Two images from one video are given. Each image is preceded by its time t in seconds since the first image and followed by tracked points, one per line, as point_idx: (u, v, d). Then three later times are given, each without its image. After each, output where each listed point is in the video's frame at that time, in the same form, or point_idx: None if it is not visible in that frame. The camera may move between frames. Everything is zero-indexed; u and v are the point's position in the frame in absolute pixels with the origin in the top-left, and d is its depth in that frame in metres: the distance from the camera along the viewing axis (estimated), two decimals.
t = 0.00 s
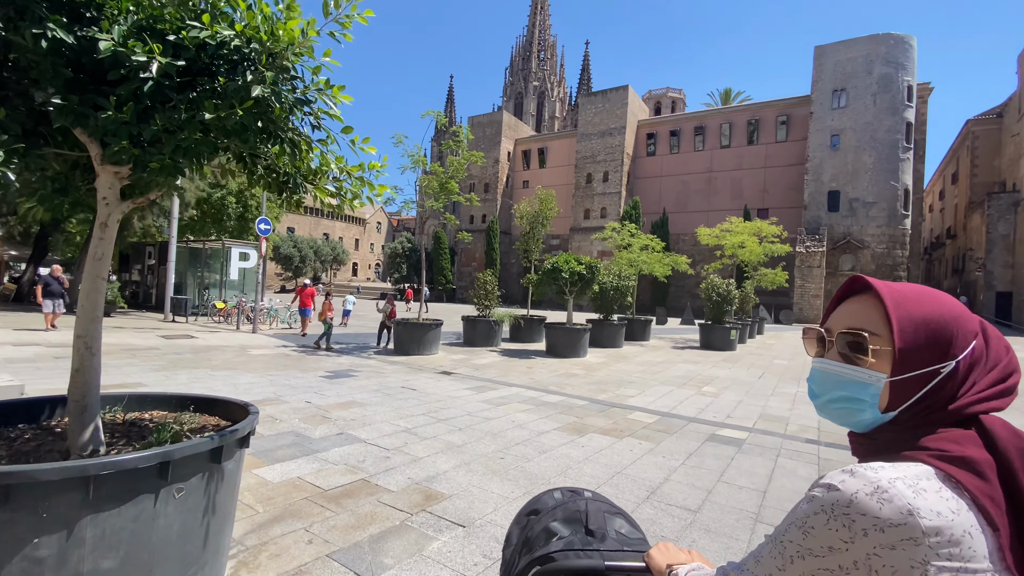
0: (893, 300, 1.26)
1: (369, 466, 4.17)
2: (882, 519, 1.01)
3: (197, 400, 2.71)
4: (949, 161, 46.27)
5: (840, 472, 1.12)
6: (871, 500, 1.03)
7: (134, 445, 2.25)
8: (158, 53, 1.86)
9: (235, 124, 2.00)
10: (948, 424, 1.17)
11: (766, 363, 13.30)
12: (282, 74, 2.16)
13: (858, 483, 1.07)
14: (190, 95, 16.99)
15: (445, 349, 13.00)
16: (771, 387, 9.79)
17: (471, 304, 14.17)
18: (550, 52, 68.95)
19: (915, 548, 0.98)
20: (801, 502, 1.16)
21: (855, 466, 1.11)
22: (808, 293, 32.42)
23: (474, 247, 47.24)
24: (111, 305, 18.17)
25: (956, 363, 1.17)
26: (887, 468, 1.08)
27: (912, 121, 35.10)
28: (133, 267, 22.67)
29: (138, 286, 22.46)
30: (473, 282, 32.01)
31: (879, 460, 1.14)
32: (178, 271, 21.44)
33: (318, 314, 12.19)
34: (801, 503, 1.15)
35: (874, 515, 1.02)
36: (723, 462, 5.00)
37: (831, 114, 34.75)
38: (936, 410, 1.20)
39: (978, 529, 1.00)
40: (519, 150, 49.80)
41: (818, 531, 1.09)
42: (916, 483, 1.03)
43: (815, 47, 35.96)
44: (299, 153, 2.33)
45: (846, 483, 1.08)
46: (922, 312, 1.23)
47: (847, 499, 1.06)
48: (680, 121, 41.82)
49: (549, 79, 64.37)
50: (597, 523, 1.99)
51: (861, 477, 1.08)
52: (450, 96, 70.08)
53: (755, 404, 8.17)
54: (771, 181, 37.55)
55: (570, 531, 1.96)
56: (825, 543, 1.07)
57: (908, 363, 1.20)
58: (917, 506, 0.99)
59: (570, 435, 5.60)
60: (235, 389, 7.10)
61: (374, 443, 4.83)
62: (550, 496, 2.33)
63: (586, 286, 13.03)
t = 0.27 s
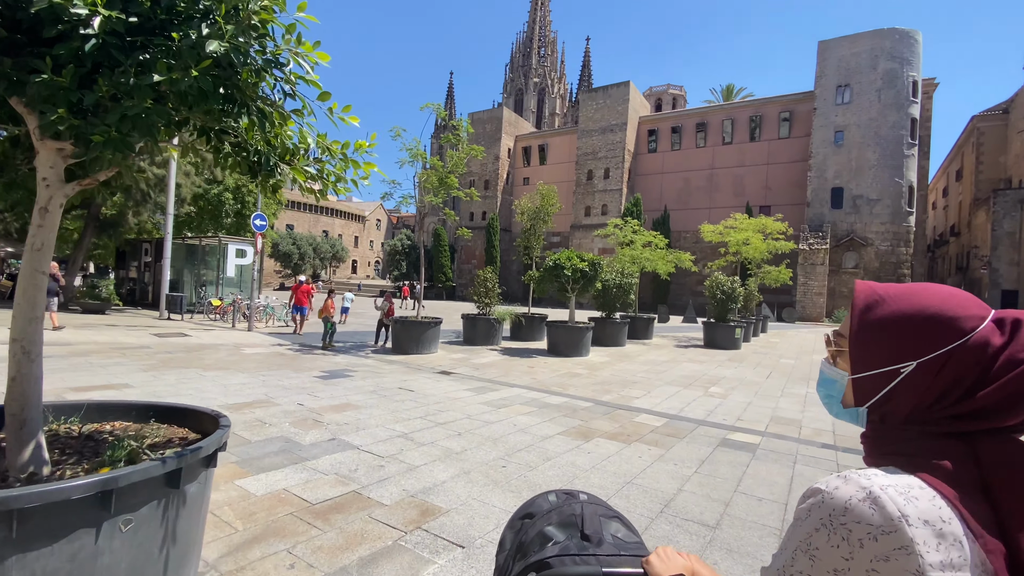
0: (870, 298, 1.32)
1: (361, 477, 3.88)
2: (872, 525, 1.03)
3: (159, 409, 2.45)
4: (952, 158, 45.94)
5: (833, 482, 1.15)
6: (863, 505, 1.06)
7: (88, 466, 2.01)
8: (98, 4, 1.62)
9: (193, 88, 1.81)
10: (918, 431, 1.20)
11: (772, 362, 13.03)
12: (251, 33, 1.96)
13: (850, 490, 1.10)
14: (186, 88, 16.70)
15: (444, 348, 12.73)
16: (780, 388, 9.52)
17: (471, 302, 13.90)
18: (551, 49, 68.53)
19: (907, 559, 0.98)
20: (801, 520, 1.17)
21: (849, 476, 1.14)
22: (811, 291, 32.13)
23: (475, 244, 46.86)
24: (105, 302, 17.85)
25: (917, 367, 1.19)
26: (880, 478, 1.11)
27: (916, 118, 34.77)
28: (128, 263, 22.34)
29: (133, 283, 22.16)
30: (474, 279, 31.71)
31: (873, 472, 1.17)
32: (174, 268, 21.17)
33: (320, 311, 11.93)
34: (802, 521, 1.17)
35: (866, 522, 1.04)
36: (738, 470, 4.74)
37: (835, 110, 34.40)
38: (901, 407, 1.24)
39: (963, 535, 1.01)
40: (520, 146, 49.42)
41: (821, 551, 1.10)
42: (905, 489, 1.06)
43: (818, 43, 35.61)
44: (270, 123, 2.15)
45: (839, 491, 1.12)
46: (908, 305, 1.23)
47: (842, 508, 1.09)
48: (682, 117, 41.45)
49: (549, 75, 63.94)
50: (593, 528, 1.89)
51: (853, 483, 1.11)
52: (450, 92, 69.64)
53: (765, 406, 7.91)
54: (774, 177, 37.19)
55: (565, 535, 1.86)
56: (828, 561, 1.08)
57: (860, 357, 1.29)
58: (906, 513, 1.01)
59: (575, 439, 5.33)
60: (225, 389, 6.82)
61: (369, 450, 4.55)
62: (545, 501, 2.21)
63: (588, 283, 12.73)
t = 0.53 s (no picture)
0: (879, 293, 1.32)
1: (354, 491, 3.61)
2: (893, 532, 0.99)
3: (117, 424, 2.23)
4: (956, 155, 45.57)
5: (850, 486, 1.11)
6: (882, 512, 1.01)
7: (28, 496, 1.77)
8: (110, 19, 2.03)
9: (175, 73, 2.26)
10: (920, 429, 1.18)
11: (778, 362, 12.75)
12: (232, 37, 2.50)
13: (870, 495, 1.05)
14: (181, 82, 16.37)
15: (445, 346, 12.47)
16: (790, 389, 9.24)
17: (471, 300, 13.63)
18: (552, 45, 68.13)
19: (930, 566, 0.95)
20: (817, 525, 1.12)
21: (864, 478, 1.11)
22: (814, 289, 31.84)
23: (475, 241, 46.51)
24: (100, 299, 17.56)
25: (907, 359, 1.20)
26: (898, 480, 1.07)
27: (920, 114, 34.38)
28: (125, 260, 22.08)
29: (130, 280, 21.88)
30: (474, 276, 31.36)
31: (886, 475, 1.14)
32: (172, 264, 20.89)
33: (324, 309, 11.65)
34: (817, 526, 1.12)
35: (887, 529, 1.00)
36: (755, 479, 4.47)
37: (838, 106, 34.03)
38: (897, 402, 1.24)
39: (983, 539, 0.97)
40: (520, 143, 49.05)
41: (838, 555, 1.06)
42: (925, 493, 1.01)
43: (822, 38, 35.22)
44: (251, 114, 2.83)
45: (857, 497, 1.07)
46: (905, 300, 1.23)
47: (861, 514, 1.04)
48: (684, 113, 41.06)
49: (550, 71, 63.54)
50: (590, 533, 2.19)
51: (869, 487, 1.07)
52: (450, 89, 69.24)
53: (776, 409, 7.64)
54: (777, 174, 36.82)
55: (564, 541, 2.14)
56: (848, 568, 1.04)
57: (857, 351, 1.31)
58: (927, 519, 0.97)
59: (582, 446, 5.06)
60: (216, 390, 6.55)
61: (365, 459, 4.28)
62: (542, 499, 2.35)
63: (591, 281, 12.42)
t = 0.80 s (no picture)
0: (907, 295, 1.22)
1: (351, 502, 3.33)
2: (908, 541, 0.96)
3: (74, 436, 2.01)
4: (961, 153, 45.19)
5: (868, 492, 1.08)
6: (897, 520, 0.99)
7: None
8: None
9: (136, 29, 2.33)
10: (943, 439, 1.10)
11: (787, 362, 12.48)
12: None
13: (885, 503, 1.02)
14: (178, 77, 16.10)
15: (446, 345, 12.18)
16: (803, 390, 8.96)
17: (473, 298, 13.35)
18: (553, 42, 67.72)
19: None
20: (831, 529, 1.10)
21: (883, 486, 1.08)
22: (819, 288, 31.52)
23: (476, 239, 46.16)
24: (96, 297, 17.28)
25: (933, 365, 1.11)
26: (917, 489, 1.04)
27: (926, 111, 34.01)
28: (122, 257, 21.76)
29: (128, 278, 21.59)
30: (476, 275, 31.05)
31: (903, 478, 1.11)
32: (169, 262, 20.61)
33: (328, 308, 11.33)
34: (830, 532, 1.10)
35: (902, 538, 0.97)
36: (781, 488, 4.18)
37: (843, 103, 33.69)
38: (922, 410, 1.15)
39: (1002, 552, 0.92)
40: (521, 140, 48.70)
41: (849, 562, 1.03)
42: (944, 504, 0.99)
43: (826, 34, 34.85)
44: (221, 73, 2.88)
45: (872, 503, 1.05)
46: (934, 303, 1.13)
47: (878, 521, 1.01)
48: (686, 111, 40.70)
49: (552, 68, 63.16)
50: (604, 521, 1.95)
51: (886, 495, 1.04)
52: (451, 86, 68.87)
53: (791, 411, 7.37)
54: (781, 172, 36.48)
55: (574, 530, 1.91)
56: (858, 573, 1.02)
57: (882, 354, 1.24)
58: (942, 528, 0.95)
59: (594, 451, 4.79)
60: (209, 390, 6.25)
61: (364, 466, 4.00)
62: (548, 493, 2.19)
63: (596, 278, 12.10)
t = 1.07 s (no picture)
0: (923, 296, 1.17)
1: (348, 525, 3.05)
2: (908, 556, 0.94)
3: (25, 464, 2.09)
4: (968, 150, 44.72)
5: (867, 504, 1.07)
6: (899, 535, 0.97)
7: None
8: None
9: None
10: (956, 448, 1.05)
11: (797, 363, 12.20)
12: None
13: (888, 517, 1.00)
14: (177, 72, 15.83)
15: (448, 346, 11.90)
16: (817, 394, 8.67)
17: (476, 298, 13.08)
18: (555, 39, 67.27)
19: None
20: (830, 537, 1.10)
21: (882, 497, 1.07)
22: (824, 287, 31.17)
23: (478, 237, 45.83)
24: (93, 295, 17.02)
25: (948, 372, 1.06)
26: (924, 500, 1.01)
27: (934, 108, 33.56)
28: (122, 255, 21.50)
29: (127, 276, 21.36)
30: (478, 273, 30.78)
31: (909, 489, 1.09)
32: (169, 261, 20.37)
33: (332, 309, 11.08)
34: (829, 538, 1.10)
35: (902, 551, 0.95)
36: (809, 506, 3.91)
37: (850, 100, 33.24)
38: (937, 419, 1.10)
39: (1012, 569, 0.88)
40: (524, 138, 48.34)
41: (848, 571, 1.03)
42: (951, 517, 0.95)
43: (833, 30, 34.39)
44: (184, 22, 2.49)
45: (873, 516, 1.03)
46: (953, 305, 1.07)
47: (868, 532, 1.01)
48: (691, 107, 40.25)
49: (554, 65, 62.75)
50: (600, 528, 2.11)
51: (889, 507, 1.03)
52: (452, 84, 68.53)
53: (806, 417, 7.09)
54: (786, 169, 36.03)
55: (573, 537, 2.05)
56: None
57: (897, 359, 1.19)
58: (949, 543, 0.91)
59: (607, 463, 4.52)
60: (201, 395, 5.96)
61: (362, 483, 3.71)
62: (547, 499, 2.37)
63: (602, 278, 11.71)
